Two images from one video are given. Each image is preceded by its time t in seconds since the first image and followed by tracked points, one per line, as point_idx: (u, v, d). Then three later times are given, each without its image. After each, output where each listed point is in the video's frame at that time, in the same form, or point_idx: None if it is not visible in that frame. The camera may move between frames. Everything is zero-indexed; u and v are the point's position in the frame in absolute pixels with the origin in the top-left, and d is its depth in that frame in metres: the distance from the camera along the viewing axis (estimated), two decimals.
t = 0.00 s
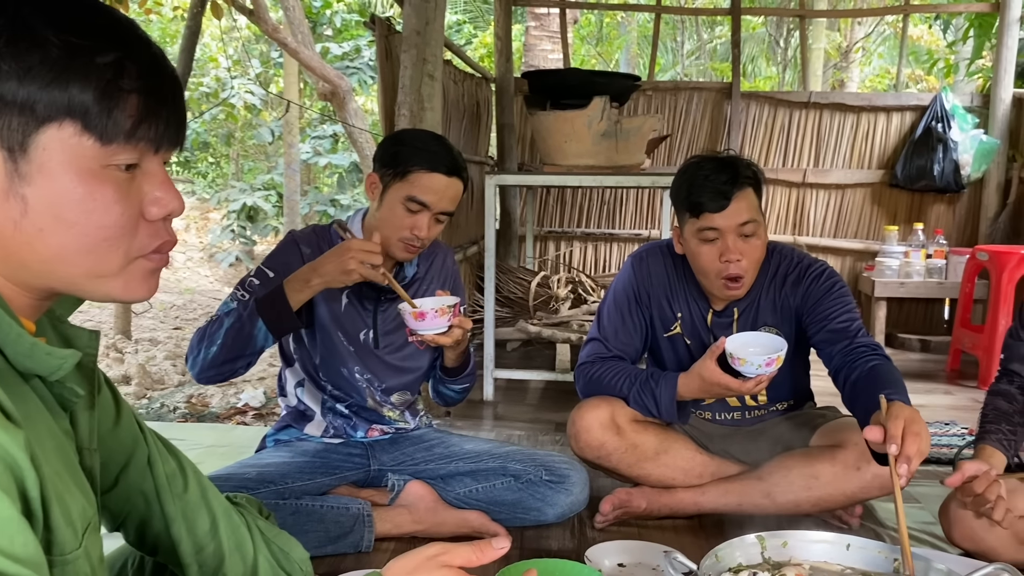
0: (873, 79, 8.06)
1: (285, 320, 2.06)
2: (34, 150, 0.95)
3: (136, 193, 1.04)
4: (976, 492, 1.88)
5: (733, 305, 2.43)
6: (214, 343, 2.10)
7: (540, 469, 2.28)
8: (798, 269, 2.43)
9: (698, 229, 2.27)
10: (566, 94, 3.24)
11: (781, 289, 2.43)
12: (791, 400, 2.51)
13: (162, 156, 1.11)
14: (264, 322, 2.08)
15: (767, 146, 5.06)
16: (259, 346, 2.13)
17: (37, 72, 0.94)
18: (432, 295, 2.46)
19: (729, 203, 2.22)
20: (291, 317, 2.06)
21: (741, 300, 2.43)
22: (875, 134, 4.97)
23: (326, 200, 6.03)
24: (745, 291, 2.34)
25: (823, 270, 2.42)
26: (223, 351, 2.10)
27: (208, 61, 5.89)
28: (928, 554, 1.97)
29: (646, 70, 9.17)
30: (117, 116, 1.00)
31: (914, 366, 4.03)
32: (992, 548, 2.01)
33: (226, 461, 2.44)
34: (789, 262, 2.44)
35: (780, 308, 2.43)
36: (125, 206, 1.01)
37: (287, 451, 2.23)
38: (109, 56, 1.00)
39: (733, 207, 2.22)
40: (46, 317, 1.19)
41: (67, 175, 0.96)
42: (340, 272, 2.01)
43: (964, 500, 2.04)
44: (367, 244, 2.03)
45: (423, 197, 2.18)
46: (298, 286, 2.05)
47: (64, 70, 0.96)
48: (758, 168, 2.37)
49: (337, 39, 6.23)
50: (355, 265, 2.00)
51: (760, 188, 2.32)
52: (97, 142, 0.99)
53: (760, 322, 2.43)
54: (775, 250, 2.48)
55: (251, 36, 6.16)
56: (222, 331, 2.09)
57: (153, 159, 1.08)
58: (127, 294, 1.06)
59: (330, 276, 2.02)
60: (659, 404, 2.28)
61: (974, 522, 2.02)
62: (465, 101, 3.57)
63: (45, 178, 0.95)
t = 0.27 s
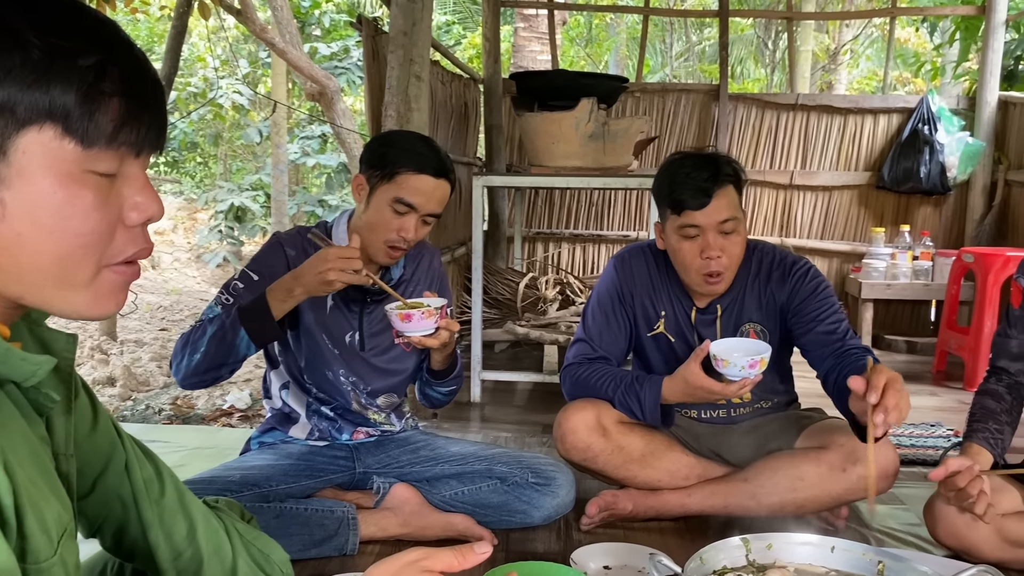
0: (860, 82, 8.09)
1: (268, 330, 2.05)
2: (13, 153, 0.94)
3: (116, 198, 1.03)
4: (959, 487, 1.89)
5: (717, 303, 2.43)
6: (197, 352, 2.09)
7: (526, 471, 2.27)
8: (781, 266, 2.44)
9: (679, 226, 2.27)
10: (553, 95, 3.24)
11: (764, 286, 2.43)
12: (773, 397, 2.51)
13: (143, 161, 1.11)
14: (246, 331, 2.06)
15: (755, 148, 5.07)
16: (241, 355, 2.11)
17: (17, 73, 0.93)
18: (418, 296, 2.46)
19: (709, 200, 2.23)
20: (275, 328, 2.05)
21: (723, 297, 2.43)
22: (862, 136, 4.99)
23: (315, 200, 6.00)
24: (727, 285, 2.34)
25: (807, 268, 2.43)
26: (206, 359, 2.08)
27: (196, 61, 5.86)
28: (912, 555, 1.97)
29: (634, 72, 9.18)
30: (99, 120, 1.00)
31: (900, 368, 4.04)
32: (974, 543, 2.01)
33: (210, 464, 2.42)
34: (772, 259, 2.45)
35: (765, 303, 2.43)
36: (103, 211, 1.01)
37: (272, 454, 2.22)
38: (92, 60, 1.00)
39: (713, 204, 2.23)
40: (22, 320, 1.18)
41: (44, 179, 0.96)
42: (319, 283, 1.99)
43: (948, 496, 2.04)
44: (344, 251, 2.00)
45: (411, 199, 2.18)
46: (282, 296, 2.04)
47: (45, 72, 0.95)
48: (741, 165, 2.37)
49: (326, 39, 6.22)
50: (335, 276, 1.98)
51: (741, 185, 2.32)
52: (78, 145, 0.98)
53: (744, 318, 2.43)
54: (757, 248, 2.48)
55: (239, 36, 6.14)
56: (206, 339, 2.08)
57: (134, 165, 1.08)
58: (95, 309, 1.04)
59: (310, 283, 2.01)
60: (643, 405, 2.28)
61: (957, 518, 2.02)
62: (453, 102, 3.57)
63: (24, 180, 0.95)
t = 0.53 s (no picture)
0: (847, 84, 8.13)
1: (253, 316, 2.05)
2: None
3: (96, 202, 1.03)
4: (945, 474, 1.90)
5: (699, 295, 2.44)
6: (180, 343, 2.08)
7: (512, 473, 2.27)
8: (763, 260, 2.46)
9: (656, 223, 2.29)
10: (540, 97, 3.24)
11: (747, 280, 2.45)
12: (756, 395, 2.52)
13: (125, 164, 1.11)
14: (231, 318, 2.06)
15: (742, 149, 5.08)
16: (226, 343, 2.11)
17: None
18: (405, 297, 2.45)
19: (686, 199, 2.23)
20: (260, 312, 2.05)
21: (705, 290, 2.44)
22: (848, 138, 5.01)
23: (302, 201, 5.97)
24: (702, 277, 2.35)
25: (790, 267, 2.45)
26: (190, 349, 2.07)
27: (182, 61, 5.84)
28: (895, 557, 1.98)
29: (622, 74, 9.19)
30: (82, 124, 1.00)
31: (886, 369, 4.06)
32: (959, 536, 2.01)
33: (195, 466, 2.41)
34: (755, 254, 2.47)
35: (749, 296, 2.44)
36: (84, 216, 1.01)
37: (256, 457, 2.21)
38: (75, 64, 1.00)
39: (690, 203, 2.23)
40: None
41: (24, 184, 0.96)
42: (307, 264, 1.99)
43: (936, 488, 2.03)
44: (335, 235, 2.01)
45: (395, 202, 2.17)
46: (266, 279, 2.04)
47: (27, 77, 0.95)
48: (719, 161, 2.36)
49: (313, 39, 6.19)
50: (323, 257, 1.98)
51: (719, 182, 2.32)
52: (61, 150, 0.99)
53: (727, 311, 2.44)
54: (737, 244, 2.49)
55: (227, 36, 6.11)
56: (189, 329, 2.07)
57: (116, 168, 1.08)
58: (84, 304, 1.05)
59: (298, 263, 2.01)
60: (625, 409, 2.29)
61: (943, 508, 2.02)
62: (440, 103, 3.56)
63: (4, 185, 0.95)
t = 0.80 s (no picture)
0: (831, 87, 8.18)
1: (238, 327, 2.03)
2: None
3: (72, 204, 1.02)
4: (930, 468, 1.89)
5: (689, 292, 2.43)
6: (163, 349, 2.06)
7: (496, 475, 2.27)
8: (753, 261, 2.47)
9: (648, 218, 2.28)
10: (525, 98, 3.23)
11: (737, 280, 2.45)
12: (741, 393, 2.50)
13: (103, 165, 1.09)
14: (216, 329, 2.04)
15: (727, 152, 5.10)
16: (210, 353, 2.08)
17: None
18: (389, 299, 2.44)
19: (678, 195, 2.23)
20: (245, 325, 2.03)
21: (695, 288, 2.44)
22: (833, 140, 5.04)
23: (287, 202, 5.94)
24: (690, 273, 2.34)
25: (779, 273, 2.46)
26: (174, 356, 2.06)
27: (167, 61, 5.81)
28: (876, 557, 1.99)
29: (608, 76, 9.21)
30: (58, 125, 0.99)
31: (869, 371, 4.08)
32: (941, 531, 2.02)
33: (177, 468, 2.39)
34: (745, 254, 2.47)
35: (738, 296, 2.44)
36: (60, 218, 1.00)
37: (238, 460, 2.19)
38: (51, 64, 0.99)
39: (682, 199, 2.23)
40: None
41: None
42: (294, 282, 1.96)
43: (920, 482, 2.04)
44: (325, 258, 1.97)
45: (381, 204, 2.16)
46: (256, 293, 2.02)
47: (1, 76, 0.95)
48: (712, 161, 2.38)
49: (299, 39, 6.17)
50: (311, 278, 1.96)
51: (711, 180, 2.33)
52: (36, 150, 0.98)
53: (717, 311, 2.44)
54: (726, 244, 2.50)
55: (212, 36, 6.09)
56: (174, 336, 2.05)
57: (92, 170, 1.06)
58: (50, 313, 1.03)
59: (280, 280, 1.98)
60: (605, 409, 2.29)
61: (927, 499, 2.03)
62: (425, 104, 3.55)
63: None
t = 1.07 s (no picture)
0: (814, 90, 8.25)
1: (216, 343, 2.02)
2: None
3: (44, 204, 1.02)
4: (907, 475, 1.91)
5: (679, 298, 2.44)
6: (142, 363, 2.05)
7: (478, 476, 2.27)
8: (745, 269, 2.47)
9: (641, 213, 2.29)
10: (509, 100, 3.28)
11: (728, 287, 2.46)
12: (726, 401, 2.53)
13: (75, 163, 1.08)
14: (194, 344, 2.03)
15: (710, 154, 5.12)
16: (188, 367, 2.08)
17: None
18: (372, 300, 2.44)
19: (671, 191, 2.24)
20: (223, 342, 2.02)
21: (685, 294, 2.44)
22: (815, 143, 5.07)
23: (271, 203, 5.91)
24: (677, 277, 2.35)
25: (770, 282, 2.45)
26: (152, 369, 2.05)
27: (150, 61, 5.78)
28: (856, 557, 2.00)
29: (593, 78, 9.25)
30: (29, 125, 0.98)
31: (850, 371, 4.11)
32: (919, 536, 2.04)
33: (157, 471, 2.38)
34: (737, 262, 2.48)
35: (729, 303, 2.46)
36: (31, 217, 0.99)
37: (218, 462, 2.18)
38: (21, 61, 0.97)
39: (675, 196, 2.24)
40: None
41: None
42: (266, 294, 1.95)
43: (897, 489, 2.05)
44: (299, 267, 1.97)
45: (365, 202, 2.15)
46: (234, 311, 2.01)
47: None
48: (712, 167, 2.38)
49: (284, 40, 6.16)
50: (284, 296, 1.95)
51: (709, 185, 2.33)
52: (6, 150, 0.97)
53: (706, 317, 2.44)
54: (718, 250, 2.51)
55: (196, 36, 6.07)
56: (152, 350, 2.05)
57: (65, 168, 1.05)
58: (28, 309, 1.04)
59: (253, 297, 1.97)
60: (586, 409, 2.29)
61: (904, 508, 2.04)
62: (409, 105, 3.55)
63: None
